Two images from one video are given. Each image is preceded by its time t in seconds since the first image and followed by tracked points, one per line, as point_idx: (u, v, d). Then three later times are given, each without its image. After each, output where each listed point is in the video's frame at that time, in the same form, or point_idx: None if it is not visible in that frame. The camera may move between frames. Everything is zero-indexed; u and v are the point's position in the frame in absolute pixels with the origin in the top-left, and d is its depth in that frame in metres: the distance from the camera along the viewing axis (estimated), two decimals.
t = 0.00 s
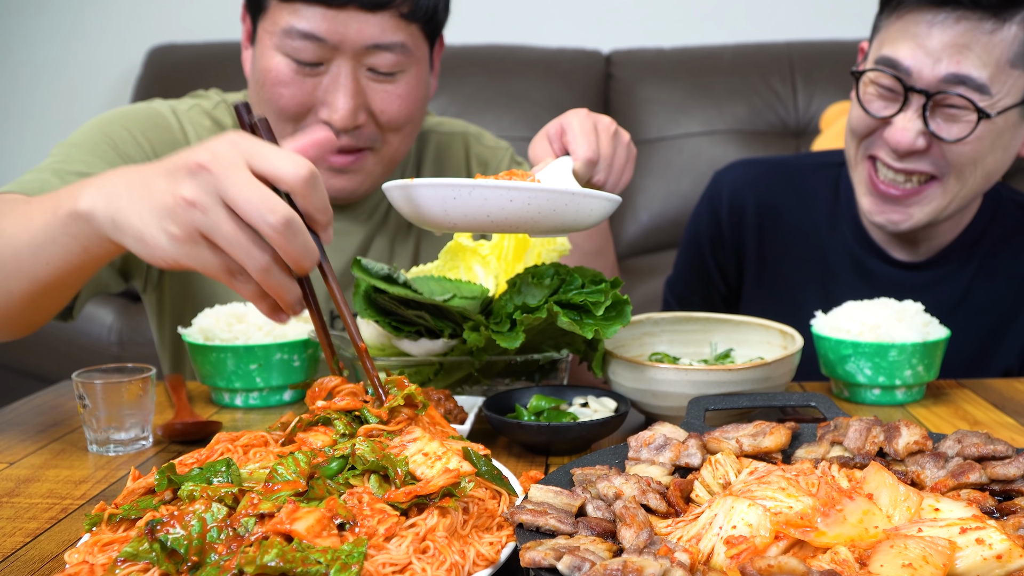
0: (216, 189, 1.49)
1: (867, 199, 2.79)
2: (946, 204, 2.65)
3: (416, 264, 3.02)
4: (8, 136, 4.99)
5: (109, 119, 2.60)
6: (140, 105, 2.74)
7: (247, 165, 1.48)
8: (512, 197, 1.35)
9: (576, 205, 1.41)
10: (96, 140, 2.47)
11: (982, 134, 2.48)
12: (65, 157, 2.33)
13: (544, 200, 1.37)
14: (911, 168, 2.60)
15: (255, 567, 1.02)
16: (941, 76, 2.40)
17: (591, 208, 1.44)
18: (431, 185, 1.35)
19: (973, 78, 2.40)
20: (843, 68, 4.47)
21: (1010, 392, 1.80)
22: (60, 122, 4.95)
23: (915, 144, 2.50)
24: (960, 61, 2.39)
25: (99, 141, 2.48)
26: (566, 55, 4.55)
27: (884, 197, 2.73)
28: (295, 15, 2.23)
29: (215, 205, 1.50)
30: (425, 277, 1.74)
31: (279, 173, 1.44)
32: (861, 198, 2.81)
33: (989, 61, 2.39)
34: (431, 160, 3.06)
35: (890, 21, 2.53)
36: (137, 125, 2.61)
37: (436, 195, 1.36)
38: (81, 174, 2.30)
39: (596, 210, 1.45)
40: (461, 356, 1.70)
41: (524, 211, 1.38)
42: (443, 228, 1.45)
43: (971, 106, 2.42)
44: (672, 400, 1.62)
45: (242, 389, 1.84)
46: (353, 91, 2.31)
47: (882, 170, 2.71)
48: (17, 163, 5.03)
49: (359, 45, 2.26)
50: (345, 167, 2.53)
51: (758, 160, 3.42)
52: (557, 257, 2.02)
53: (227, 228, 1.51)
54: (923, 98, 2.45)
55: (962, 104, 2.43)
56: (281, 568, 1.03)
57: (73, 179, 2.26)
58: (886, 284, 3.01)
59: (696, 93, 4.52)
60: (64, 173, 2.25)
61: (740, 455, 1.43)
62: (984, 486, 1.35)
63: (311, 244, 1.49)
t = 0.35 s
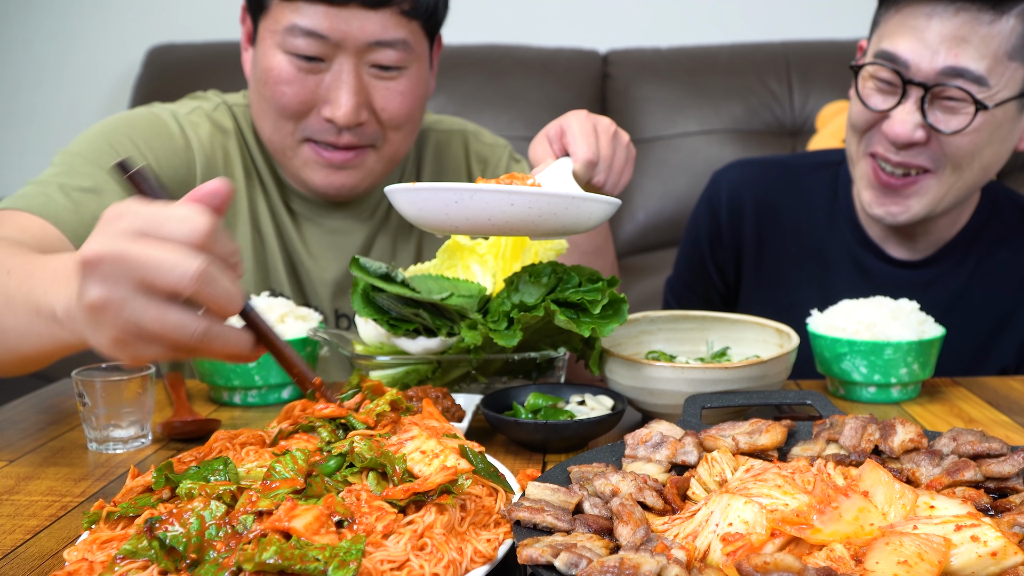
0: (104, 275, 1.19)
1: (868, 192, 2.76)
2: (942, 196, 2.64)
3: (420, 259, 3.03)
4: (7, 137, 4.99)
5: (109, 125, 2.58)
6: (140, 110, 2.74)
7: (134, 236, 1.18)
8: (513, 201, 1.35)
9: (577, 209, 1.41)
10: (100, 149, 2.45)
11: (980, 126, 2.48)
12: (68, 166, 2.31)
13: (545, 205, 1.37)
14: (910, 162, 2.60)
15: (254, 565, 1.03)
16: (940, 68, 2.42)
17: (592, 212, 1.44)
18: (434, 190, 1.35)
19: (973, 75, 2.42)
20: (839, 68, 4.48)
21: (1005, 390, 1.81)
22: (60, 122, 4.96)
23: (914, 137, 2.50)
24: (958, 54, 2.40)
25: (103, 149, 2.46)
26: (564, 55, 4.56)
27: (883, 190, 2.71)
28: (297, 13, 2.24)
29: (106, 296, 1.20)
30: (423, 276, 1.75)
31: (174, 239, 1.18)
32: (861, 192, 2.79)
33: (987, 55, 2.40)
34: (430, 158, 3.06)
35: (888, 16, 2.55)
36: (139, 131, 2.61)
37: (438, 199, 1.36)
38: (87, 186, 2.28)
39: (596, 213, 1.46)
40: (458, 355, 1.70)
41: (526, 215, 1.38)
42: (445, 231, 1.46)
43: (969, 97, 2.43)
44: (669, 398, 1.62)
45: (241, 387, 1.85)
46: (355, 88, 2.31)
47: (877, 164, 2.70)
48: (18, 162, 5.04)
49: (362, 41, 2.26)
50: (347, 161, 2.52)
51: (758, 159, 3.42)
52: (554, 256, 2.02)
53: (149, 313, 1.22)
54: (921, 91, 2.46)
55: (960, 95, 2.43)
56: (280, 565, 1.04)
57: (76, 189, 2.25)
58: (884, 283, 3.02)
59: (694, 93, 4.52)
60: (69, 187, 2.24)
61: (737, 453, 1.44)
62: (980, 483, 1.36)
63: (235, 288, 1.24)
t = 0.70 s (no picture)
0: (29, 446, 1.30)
1: (856, 177, 2.73)
2: (925, 180, 2.62)
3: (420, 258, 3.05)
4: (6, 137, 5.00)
5: (104, 137, 2.58)
6: (135, 119, 2.73)
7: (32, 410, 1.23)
8: (524, 215, 1.35)
9: (587, 221, 1.41)
10: (94, 164, 2.45)
11: (968, 107, 2.49)
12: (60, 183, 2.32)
13: (554, 218, 1.37)
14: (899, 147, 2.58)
15: (252, 561, 1.04)
16: (927, 50, 2.44)
17: (601, 223, 1.44)
18: (443, 205, 1.35)
19: (960, 55, 2.44)
20: (835, 67, 4.48)
21: (1000, 388, 1.82)
22: (59, 121, 4.96)
23: (901, 119, 2.50)
24: (945, 36, 2.43)
25: (97, 164, 2.46)
26: (561, 55, 4.56)
27: (870, 173, 2.68)
28: (300, 9, 2.25)
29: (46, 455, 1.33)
30: (421, 274, 1.77)
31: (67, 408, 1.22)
32: (850, 177, 2.76)
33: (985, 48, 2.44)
34: (428, 156, 3.06)
35: (880, 5, 2.60)
36: (133, 142, 2.60)
37: (447, 213, 1.36)
38: (78, 204, 2.29)
39: (605, 224, 1.46)
40: (456, 352, 1.67)
41: (536, 228, 1.38)
42: (450, 242, 1.45)
43: (956, 78, 2.44)
44: (666, 396, 1.63)
45: (240, 385, 1.87)
46: (358, 84, 2.32)
47: (865, 147, 2.66)
48: (16, 161, 5.04)
49: (365, 37, 2.27)
50: (349, 161, 2.53)
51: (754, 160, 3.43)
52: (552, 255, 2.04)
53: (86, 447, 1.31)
54: (909, 73, 2.47)
55: (948, 77, 2.45)
56: (279, 562, 1.04)
57: (67, 207, 2.26)
58: (881, 280, 3.02)
59: (690, 92, 4.53)
60: (61, 205, 2.25)
61: (733, 450, 1.45)
62: (975, 481, 1.36)
63: (135, 405, 1.29)
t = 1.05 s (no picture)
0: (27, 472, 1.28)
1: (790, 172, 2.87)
2: (843, 181, 2.70)
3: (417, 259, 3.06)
4: (6, 136, 5.01)
5: (100, 142, 2.59)
6: (130, 122, 2.73)
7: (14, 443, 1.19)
8: (522, 209, 1.35)
9: (585, 216, 1.42)
10: (90, 171, 2.45)
11: (880, 112, 2.57)
12: (57, 191, 2.33)
13: (553, 212, 1.38)
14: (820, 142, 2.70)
15: (251, 558, 1.05)
16: (846, 50, 2.59)
17: (599, 218, 1.45)
18: (440, 198, 1.35)
19: (874, 61, 2.55)
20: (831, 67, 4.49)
21: (994, 386, 1.82)
22: (58, 120, 4.98)
23: (817, 115, 2.64)
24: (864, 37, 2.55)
25: (93, 171, 2.47)
26: (558, 55, 4.57)
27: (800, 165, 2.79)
28: (298, 20, 2.25)
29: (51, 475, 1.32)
30: (420, 273, 1.78)
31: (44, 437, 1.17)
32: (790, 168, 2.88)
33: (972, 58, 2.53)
34: (425, 157, 3.07)
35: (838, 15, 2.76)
36: (129, 145, 2.61)
37: (446, 206, 1.37)
38: (73, 212, 2.30)
39: (604, 220, 1.47)
40: (454, 351, 1.67)
41: (534, 223, 1.39)
42: (449, 237, 1.46)
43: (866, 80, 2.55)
44: (662, 394, 1.64)
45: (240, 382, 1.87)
46: (355, 97, 2.33)
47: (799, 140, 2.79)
48: (17, 159, 5.06)
49: (364, 50, 2.28)
50: (346, 171, 2.55)
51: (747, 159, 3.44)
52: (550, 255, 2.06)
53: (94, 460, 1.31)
54: (831, 72, 2.63)
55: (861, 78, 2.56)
56: (277, 559, 1.05)
57: (63, 216, 2.27)
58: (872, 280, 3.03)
59: (686, 92, 4.54)
60: (56, 214, 2.26)
61: (729, 448, 1.46)
62: (970, 478, 1.37)
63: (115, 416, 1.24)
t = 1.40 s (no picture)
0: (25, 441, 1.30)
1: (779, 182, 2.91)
2: (832, 194, 2.74)
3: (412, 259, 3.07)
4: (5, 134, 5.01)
5: (95, 143, 2.59)
6: (126, 121, 2.74)
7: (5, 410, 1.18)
8: (515, 210, 1.36)
9: (579, 218, 1.42)
10: (88, 172, 2.46)
11: (859, 126, 2.59)
12: (56, 192, 2.33)
13: (547, 214, 1.38)
14: (806, 154, 2.73)
15: (250, 556, 1.05)
16: (825, 65, 2.60)
17: (592, 221, 1.46)
18: (435, 199, 1.36)
19: (852, 76, 2.56)
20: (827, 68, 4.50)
21: (988, 385, 1.83)
22: (57, 118, 4.98)
23: (799, 129, 2.67)
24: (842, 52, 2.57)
25: (89, 172, 2.47)
26: (555, 54, 4.57)
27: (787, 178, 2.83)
28: (300, 24, 2.25)
29: (51, 446, 1.33)
30: (418, 272, 1.78)
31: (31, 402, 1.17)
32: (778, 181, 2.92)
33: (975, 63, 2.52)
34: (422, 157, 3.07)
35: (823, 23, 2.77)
36: (126, 145, 2.61)
37: (439, 209, 1.38)
38: (73, 213, 2.31)
39: (597, 222, 1.47)
40: (452, 349, 1.68)
41: (526, 224, 1.39)
42: (444, 238, 1.47)
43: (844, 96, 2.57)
44: (660, 392, 1.64)
45: (237, 380, 1.87)
46: (357, 102, 2.33)
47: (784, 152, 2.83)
48: (16, 158, 5.06)
49: (366, 56, 2.27)
50: (342, 174, 2.56)
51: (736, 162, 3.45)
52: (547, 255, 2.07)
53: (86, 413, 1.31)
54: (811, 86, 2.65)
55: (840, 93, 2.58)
56: (275, 556, 1.06)
57: (62, 216, 2.28)
58: (863, 281, 3.03)
59: (683, 92, 4.55)
60: (55, 215, 2.26)
61: (726, 446, 1.46)
62: (965, 476, 1.38)
63: (97, 374, 1.21)
